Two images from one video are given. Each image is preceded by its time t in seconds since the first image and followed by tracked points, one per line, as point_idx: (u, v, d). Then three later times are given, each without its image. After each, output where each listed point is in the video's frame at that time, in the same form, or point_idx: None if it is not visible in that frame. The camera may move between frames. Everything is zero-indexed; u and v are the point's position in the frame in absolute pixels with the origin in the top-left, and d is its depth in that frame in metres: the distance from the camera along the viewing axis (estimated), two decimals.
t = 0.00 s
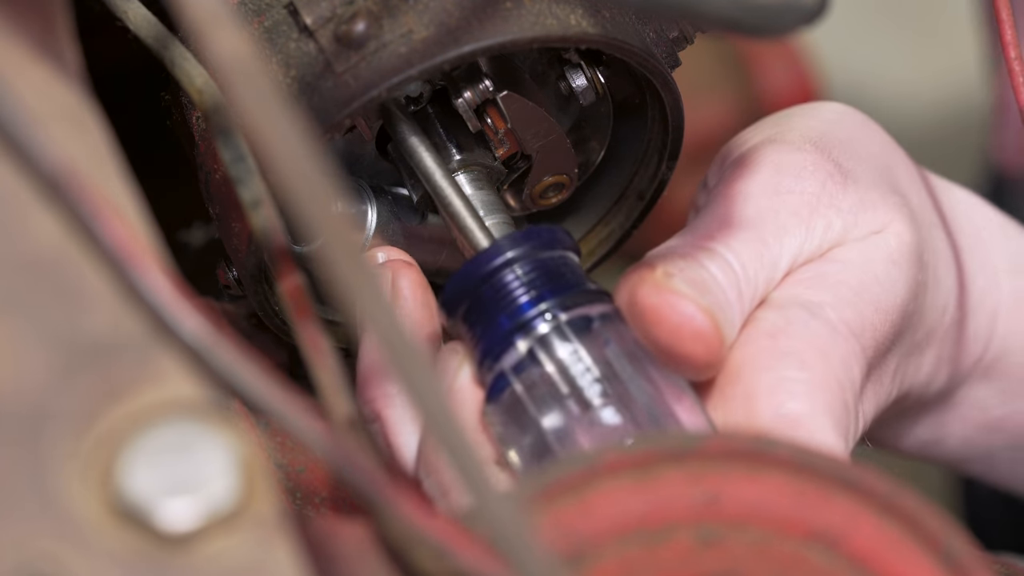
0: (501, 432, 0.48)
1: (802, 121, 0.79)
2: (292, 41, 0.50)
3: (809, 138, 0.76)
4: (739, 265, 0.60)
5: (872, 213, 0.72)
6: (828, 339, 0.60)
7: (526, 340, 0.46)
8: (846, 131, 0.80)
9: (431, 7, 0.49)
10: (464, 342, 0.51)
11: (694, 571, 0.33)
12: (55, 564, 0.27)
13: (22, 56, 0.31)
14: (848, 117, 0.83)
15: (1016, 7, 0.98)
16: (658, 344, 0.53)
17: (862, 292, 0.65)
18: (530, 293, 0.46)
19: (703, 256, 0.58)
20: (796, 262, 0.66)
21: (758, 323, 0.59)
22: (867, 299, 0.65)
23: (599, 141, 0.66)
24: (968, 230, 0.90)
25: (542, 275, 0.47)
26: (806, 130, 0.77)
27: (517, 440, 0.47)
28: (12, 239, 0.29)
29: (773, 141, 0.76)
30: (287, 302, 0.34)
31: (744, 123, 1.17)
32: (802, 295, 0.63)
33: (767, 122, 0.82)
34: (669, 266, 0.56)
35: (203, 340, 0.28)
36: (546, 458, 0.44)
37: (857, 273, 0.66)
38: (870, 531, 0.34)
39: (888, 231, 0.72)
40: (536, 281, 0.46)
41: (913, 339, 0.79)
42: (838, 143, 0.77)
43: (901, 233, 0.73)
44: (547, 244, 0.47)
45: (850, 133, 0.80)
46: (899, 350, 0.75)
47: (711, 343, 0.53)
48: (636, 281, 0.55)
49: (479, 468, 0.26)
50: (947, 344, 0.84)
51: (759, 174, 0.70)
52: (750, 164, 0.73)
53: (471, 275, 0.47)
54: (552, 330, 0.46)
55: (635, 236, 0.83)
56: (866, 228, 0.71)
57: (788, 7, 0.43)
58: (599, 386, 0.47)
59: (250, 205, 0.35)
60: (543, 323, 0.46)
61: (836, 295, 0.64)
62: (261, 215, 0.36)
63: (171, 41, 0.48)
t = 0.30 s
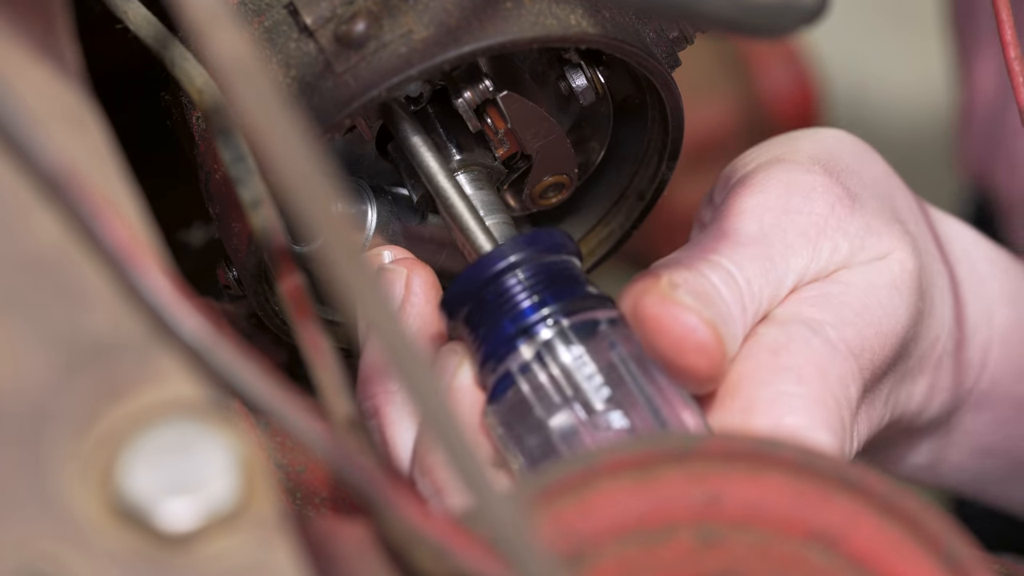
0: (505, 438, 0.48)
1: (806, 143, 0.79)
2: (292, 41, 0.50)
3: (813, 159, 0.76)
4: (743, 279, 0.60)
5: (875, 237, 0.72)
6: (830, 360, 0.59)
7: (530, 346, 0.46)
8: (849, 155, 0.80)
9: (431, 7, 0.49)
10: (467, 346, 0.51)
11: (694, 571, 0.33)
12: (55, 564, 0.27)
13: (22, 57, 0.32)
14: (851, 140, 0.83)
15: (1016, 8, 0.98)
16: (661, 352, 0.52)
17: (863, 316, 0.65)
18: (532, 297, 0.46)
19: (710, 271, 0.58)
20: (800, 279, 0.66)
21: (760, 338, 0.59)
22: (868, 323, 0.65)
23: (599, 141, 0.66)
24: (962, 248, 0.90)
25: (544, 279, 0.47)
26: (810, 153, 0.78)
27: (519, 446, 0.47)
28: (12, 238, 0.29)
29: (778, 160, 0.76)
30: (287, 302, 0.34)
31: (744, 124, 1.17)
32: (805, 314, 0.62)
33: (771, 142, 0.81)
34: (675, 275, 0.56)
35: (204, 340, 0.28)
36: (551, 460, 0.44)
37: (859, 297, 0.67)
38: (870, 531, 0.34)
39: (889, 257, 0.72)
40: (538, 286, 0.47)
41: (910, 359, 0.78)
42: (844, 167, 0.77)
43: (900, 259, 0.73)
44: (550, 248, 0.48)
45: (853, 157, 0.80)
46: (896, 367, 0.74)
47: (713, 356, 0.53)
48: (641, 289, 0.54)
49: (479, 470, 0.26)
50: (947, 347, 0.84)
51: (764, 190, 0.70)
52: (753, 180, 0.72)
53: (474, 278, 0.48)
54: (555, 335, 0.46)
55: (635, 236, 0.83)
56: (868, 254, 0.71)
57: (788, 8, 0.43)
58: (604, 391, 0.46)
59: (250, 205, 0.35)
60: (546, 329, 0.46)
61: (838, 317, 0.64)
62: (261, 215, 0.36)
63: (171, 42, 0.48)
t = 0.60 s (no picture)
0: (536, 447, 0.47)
1: (822, 141, 0.79)
2: (292, 41, 0.50)
3: (833, 162, 0.76)
4: (776, 290, 0.60)
5: (895, 242, 0.72)
6: (858, 371, 0.60)
7: (572, 366, 0.47)
8: (863, 153, 0.80)
9: (432, 7, 0.49)
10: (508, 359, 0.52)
11: (694, 572, 0.33)
12: (55, 564, 0.27)
13: (22, 57, 0.32)
14: (863, 137, 0.82)
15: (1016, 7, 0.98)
16: (700, 379, 0.51)
17: (886, 322, 0.66)
18: (575, 315, 0.47)
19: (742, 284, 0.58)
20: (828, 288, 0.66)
21: (792, 349, 0.59)
22: (892, 329, 0.66)
23: (599, 141, 0.66)
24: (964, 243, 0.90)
25: (586, 296, 0.48)
26: (828, 152, 0.77)
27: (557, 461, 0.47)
28: (12, 239, 0.29)
29: (797, 161, 0.76)
30: (287, 302, 0.34)
31: (745, 124, 1.17)
32: (834, 325, 0.63)
33: (786, 139, 0.81)
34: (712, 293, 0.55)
35: (203, 340, 0.28)
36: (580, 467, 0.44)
37: (883, 304, 0.67)
38: (870, 531, 0.34)
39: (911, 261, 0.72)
40: (582, 304, 0.47)
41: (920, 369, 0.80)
42: (860, 167, 0.77)
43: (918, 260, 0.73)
44: (594, 265, 0.49)
45: (867, 155, 0.80)
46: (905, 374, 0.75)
47: (760, 387, 0.51)
48: (681, 305, 0.53)
49: (478, 469, 0.26)
50: (946, 346, 0.84)
51: (789, 196, 0.70)
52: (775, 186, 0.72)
53: (518, 294, 0.48)
54: (597, 355, 0.47)
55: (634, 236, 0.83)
56: (890, 258, 0.71)
57: (788, 8, 0.43)
58: (645, 416, 0.45)
59: (250, 205, 0.35)
60: (587, 348, 0.47)
61: (864, 325, 0.64)
62: (261, 215, 0.36)
63: (171, 41, 0.48)
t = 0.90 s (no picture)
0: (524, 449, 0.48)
1: (812, 147, 0.79)
2: (292, 41, 0.50)
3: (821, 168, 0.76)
4: (763, 295, 0.60)
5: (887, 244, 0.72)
6: (847, 373, 0.60)
7: (558, 371, 0.47)
8: (854, 159, 0.80)
9: (432, 7, 0.49)
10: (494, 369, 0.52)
11: (694, 572, 0.33)
12: (55, 564, 0.27)
13: (21, 56, 0.31)
14: (856, 141, 0.82)
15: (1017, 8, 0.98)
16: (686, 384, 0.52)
17: (874, 325, 0.66)
18: (560, 320, 0.47)
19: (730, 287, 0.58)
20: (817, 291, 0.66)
21: (781, 350, 0.59)
22: (881, 331, 0.66)
23: (599, 141, 0.66)
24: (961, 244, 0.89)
25: (570, 303, 0.48)
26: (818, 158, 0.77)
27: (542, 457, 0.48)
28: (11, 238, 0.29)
29: (788, 165, 0.75)
30: (287, 302, 0.34)
31: (744, 125, 1.17)
32: (822, 328, 0.63)
33: (777, 145, 0.81)
34: (696, 298, 0.55)
35: (204, 339, 0.28)
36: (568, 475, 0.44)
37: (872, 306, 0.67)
38: (870, 531, 0.34)
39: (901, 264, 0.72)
40: (566, 309, 0.47)
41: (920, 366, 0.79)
42: (852, 171, 0.77)
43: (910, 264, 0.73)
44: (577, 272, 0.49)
45: (858, 161, 0.80)
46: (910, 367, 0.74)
47: (740, 388, 0.52)
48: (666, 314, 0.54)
49: (479, 468, 0.26)
50: (944, 349, 0.83)
51: (778, 201, 0.70)
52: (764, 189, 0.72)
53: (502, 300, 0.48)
54: (582, 360, 0.47)
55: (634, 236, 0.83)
56: (880, 259, 0.71)
57: (789, 8, 0.43)
58: (631, 418, 0.46)
59: (251, 205, 0.35)
60: (573, 354, 0.46)
61: (853, 327, 0.64)
62: (261, 215, 0.36)
63: (171, 41, 0.48)
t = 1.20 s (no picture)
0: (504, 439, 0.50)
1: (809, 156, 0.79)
2: (293, 41, 0.50)
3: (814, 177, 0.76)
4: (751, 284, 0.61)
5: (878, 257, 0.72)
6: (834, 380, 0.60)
7: (537, 353, 0.49)
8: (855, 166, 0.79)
9: (432, 7, 0.49)
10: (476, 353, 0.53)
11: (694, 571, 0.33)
12: (55, 564, 0.27)
13: (21, 56, 0.31)
14: (863, 151, 0.81)
15: (1017, 8, 0.98)
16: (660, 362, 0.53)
17: (867, 341, 0.66)
18: (544, 306, 0.49)
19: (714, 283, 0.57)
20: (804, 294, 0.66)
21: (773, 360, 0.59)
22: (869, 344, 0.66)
23: (599, 141, 0.66)
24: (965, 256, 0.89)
25: (555, 290, 0.50)
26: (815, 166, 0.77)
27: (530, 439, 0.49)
28: (11, 239, 0.29)
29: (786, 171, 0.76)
30: (287, 302, 0.34)
31: (744, 125, 1.17)
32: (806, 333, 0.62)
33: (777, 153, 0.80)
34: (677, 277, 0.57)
35: (204, 339, 0.28)
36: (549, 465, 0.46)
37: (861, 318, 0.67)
38: (870, 530, 0.34)
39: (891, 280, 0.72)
40: (550, 294, 0.49)
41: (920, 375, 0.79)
42: (852, 182, 0.76)
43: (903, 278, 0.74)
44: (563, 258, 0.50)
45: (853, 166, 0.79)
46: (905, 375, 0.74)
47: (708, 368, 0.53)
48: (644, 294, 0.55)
49: (480, 469, 0.26)
50: (943, 355, 0.83)
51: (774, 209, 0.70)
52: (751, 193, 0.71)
53: (488, 283, 0.50)
54: (563, 345, 0.49)
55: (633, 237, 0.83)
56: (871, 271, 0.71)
57: (789, 8, 0.43)
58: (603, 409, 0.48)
59: (251, 205, 0.35)
60: (555, 338, 0.48)
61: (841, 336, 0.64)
62: (261, 215, 0.36)
63: (172, 41, 0.48)
